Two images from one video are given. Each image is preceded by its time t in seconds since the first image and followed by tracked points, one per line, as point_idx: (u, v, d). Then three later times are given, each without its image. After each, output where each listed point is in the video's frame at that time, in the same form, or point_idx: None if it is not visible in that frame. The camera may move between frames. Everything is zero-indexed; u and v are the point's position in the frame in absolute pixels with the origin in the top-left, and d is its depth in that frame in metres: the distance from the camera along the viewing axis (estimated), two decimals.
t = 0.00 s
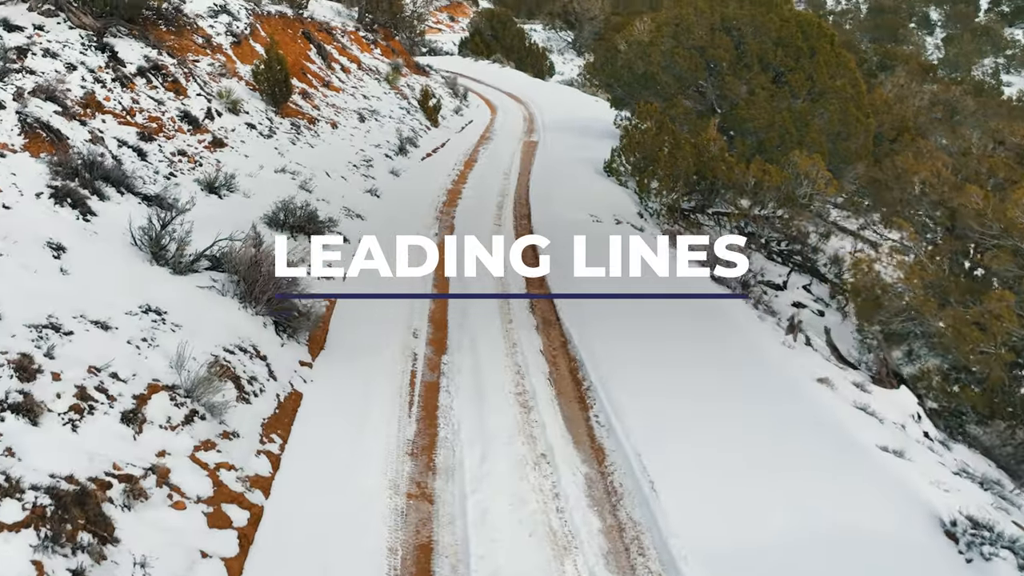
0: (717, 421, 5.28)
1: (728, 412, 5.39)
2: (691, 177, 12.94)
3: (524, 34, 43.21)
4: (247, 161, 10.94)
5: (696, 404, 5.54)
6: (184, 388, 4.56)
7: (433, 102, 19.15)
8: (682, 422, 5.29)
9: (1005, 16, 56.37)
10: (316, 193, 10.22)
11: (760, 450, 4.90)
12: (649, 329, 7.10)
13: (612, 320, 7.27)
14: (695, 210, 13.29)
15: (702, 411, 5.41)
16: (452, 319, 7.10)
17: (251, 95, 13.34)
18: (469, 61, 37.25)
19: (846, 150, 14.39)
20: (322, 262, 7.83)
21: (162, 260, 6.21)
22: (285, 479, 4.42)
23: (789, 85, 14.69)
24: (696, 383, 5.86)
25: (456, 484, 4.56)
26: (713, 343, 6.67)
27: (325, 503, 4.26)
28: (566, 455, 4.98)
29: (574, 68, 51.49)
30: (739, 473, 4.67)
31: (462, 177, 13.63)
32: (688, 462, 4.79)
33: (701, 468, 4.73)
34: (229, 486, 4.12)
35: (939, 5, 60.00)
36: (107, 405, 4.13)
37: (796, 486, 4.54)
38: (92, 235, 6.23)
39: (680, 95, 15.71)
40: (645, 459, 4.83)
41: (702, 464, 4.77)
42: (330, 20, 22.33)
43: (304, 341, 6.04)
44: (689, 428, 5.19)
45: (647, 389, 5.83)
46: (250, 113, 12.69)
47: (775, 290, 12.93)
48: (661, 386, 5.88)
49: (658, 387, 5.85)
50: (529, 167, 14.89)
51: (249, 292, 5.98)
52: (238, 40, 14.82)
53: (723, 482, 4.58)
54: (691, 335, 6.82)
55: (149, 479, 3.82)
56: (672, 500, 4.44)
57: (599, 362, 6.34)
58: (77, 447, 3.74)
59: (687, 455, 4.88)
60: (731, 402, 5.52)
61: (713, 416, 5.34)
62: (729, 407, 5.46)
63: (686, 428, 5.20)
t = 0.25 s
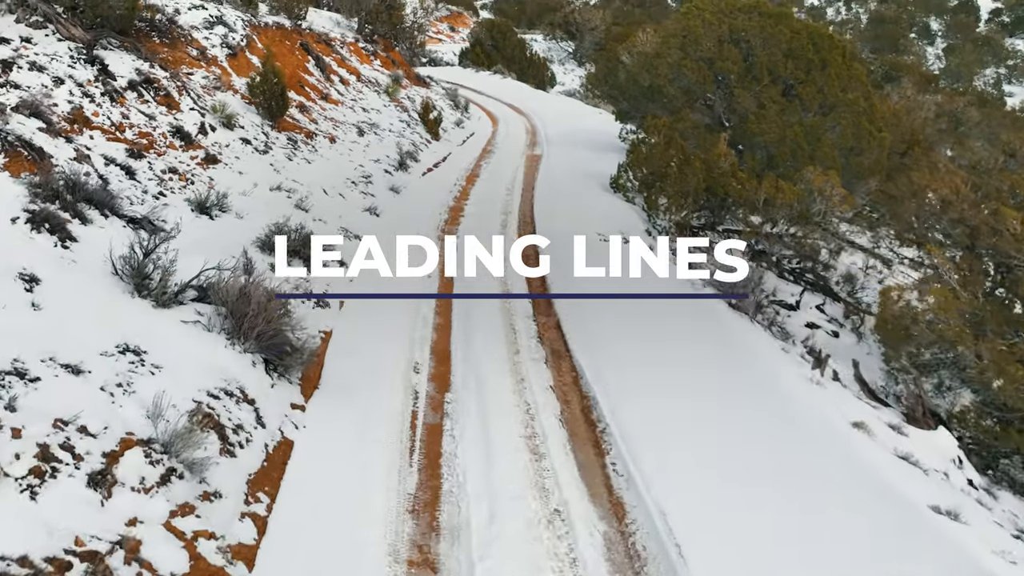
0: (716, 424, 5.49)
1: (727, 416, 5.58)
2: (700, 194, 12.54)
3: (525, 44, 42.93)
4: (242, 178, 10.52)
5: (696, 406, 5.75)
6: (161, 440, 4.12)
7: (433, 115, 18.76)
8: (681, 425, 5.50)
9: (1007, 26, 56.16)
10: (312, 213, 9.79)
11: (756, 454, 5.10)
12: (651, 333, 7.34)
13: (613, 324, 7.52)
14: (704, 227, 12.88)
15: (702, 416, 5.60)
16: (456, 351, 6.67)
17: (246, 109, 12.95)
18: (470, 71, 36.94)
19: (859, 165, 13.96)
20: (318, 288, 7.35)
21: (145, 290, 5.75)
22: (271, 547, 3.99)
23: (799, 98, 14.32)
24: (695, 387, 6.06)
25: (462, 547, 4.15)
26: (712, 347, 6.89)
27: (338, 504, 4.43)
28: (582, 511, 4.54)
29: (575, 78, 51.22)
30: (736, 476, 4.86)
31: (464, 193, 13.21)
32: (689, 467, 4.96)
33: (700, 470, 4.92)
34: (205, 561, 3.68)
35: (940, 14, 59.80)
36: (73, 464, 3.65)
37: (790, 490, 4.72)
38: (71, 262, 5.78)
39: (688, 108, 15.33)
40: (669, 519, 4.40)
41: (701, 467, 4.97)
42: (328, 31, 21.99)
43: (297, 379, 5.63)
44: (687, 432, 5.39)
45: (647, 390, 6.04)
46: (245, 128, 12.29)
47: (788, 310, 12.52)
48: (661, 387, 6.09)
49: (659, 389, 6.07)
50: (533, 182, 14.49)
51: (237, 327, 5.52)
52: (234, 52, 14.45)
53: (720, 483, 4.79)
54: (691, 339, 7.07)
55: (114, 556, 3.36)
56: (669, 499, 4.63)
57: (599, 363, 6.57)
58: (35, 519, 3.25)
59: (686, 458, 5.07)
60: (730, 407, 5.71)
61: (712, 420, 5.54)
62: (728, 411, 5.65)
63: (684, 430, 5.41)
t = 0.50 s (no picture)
0: (715, 427, 5.69)
1: (725, 421, 5.79)
2: (711, 212, 12.12)
3: (526, 54, 42.59)
4: (235, 196, 10.09)
5: (694, 410, 5.95)
6: (132, 507, 3.66)
7: (435, 128, 18.35)
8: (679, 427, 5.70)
9: (1008, 35, 55.93)
10: (307, 233, 9.36)
11: (754, 454, 5.30)
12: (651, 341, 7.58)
13: (614, 328, 7.79)
14: (715, 245, 12.46)
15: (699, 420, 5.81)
16: (460, 388, 6.22)
17: (241, 123, 12.55)
18: (471, 82, 36.60)
19: (874, 179, 13.53)
20: (314, 317, 6.87)
21: (124, 326, 5.31)
22: None
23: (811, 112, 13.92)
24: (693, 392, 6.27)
25: None
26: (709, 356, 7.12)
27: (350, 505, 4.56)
28: None
29: (576, 88, 50.87)
30: (733, 474, 5.05)
31: (466, 210, 12.77)
32: (690, 465, 5.15)
33: (699, 469, 5.11)
34: None
35: (942, 24, 59.55)
36: (30, 541, 3.18)
37: (789, 491, 4.88)
38: (46, 294, 5.34)
39: (696, 121, 14.91)
40: None
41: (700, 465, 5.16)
42: (327, 42, 21.61)
43: (287, 425, 5.15)
44: (686, 433, 5.59)
45: (647, 393, 6.24)
46: (240, 143, 11.88)
47: (802, 331, 12.07)
48: (660, 391, 6.30)
49: (659, 392, 6.28)
50: (537, 198, 14.06)
51: (222, 368, 5.07)
52: (229, 64, 14.04)
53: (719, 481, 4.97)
54: (691, 345, 7.30)
55: None
56: (670, 499, 4.80)
57: (600, 368, 6.79)
58: None
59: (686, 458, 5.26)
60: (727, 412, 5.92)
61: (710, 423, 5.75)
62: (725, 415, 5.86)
63: (683, 432, 5.61)
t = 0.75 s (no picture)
0: (714, 425, 6.02)
1: (727, 432, 5.92)
2: (723, 230, 11.68)
3: (527, 64, 42.23)
4: (228, 216, 9.64)
5: (694, 419, 6.11)
6: None
7: (436, 141, 17.92)
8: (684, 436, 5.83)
9: (1008, 46, 55.69)
10: (303, 255, 8.90)
11: (756, 464, 5.43)
12: (651, 343, 7.88)
13: (615, 326, 8.25)
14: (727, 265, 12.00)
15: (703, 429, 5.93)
16: (465, 429, 5.77)
17: (236, 138, 12.12)
18: (471, 92, 36.24)
19: (889, 196, 13.10)
20: (308, 350, 6.39)
21: (99, 367, 4.84)
22: None
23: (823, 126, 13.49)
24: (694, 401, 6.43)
25: None
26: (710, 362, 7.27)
27: (353, 540, 4.40)
28: None
29: (578, 99, 50.52)
30: (733, 479, 5.22)
31: (467, 228, 12.31)
32: (686, 460, 5.47)
33: (700, 475, 5.28)
34: None
35: (942, 34, 59.32)
36: None
37: (779, 482, 5.19)
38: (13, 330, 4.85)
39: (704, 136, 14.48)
40: None
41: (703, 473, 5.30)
42: (326, 53, 21.21)
43: (276, 480, 4.70)
44: (686, 440, 5.74)
45: (651, 403, 6.38)
46: (234, 158, 11.45)
47: (817, 353, 11.64)
48: (664, 400, 6.45)
49: (659, 401, 6.42)
50: (542, 215, 13.61)
51: (205, 416, 4.60)
52: (224, 76, 13.62)
53: (716, 478, 5.22)
54: (691, 344, 7.68)
55: None
56: (681, 521, 4.78)
57: (604, 375, 6.93)
58: None
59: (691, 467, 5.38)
60: (730, 423, 6.05)
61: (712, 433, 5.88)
62: (727, 427, 5.98)
63: (685, 441, 5.74)
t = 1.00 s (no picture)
0: (711, 424, 6.37)
1: (724, 441, 6.08)
2: (737, 250, 11.19)
3: (528, 75, 41.89)
4: (219, 237, 9.18)
5: (693, 428, 6.28)
6: None
7: (437, 155, 17.47)
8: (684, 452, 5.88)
9: (1009, 56, 55.34)
10: (297, 280, 8.42)
11: (745, 459, 5.80)
12: (655, 347, 8.21)
13: (619, 330, 8.59)
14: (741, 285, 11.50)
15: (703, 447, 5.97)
16: (473, 481, 5.29)
17: (229, 154, 11.67)
18: (472, 103, 35.90)
19: (907, 214, 12.64)
20: (301, 390, 5.89)
21: (67, 418, 4.32)
22: None
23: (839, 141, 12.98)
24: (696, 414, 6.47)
25: None
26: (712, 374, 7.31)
27: None
28: None
29: (579, 109, 50.12)
30: (721, 471, 5.59)
31: (470, 247, 11.82)
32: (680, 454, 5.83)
33: (691, 465, 5.67)
34: None
35: (943, 45, 59.02)
36: None
37: (761, 477, 5.53)
38: None
39: (714, 150, 14.00)
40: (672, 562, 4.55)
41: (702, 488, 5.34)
42: (325, 64, 20.81)
43: (261, 548, 4.22)
44: (683, 437, 6.11)
45: (653, 411, 6.53)
46: (227, 175, 11.00)
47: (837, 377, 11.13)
48: (666, 414, 6.48)
49: (661, 415, 6.48)
50: (548, 232, 13.12)
51: (184, 478, 4.10)
52: (218, 89, 13.19)
53: (704, 470, 5.59)
54: (691, 352, 7.99)
55: None
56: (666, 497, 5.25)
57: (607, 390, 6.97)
58: None
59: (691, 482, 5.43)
60: (731, 440, 6.09)
61: (712, 450, 5.93)
62: (728, 444, 6.03)
63: (686, 457, 5.80)
